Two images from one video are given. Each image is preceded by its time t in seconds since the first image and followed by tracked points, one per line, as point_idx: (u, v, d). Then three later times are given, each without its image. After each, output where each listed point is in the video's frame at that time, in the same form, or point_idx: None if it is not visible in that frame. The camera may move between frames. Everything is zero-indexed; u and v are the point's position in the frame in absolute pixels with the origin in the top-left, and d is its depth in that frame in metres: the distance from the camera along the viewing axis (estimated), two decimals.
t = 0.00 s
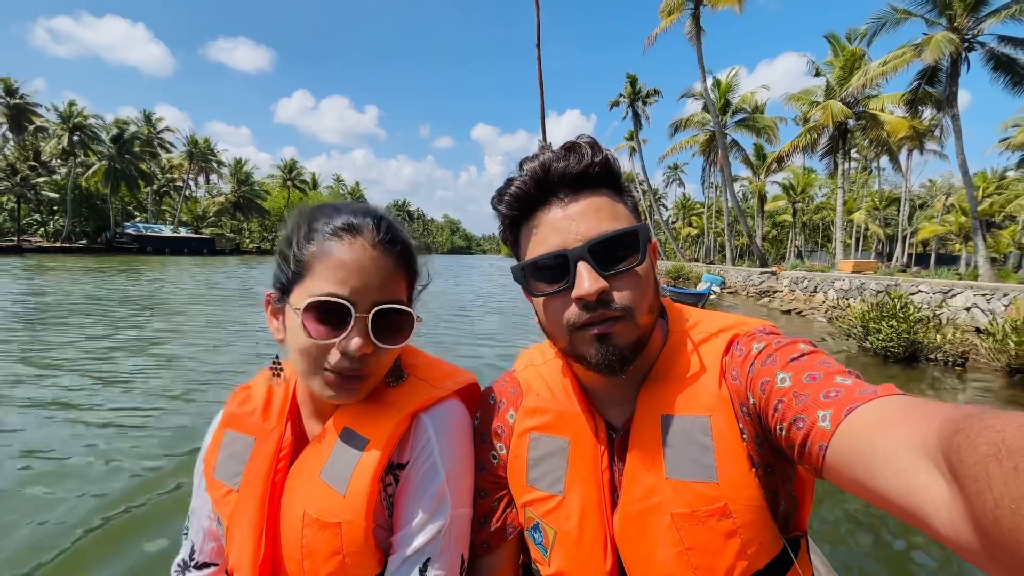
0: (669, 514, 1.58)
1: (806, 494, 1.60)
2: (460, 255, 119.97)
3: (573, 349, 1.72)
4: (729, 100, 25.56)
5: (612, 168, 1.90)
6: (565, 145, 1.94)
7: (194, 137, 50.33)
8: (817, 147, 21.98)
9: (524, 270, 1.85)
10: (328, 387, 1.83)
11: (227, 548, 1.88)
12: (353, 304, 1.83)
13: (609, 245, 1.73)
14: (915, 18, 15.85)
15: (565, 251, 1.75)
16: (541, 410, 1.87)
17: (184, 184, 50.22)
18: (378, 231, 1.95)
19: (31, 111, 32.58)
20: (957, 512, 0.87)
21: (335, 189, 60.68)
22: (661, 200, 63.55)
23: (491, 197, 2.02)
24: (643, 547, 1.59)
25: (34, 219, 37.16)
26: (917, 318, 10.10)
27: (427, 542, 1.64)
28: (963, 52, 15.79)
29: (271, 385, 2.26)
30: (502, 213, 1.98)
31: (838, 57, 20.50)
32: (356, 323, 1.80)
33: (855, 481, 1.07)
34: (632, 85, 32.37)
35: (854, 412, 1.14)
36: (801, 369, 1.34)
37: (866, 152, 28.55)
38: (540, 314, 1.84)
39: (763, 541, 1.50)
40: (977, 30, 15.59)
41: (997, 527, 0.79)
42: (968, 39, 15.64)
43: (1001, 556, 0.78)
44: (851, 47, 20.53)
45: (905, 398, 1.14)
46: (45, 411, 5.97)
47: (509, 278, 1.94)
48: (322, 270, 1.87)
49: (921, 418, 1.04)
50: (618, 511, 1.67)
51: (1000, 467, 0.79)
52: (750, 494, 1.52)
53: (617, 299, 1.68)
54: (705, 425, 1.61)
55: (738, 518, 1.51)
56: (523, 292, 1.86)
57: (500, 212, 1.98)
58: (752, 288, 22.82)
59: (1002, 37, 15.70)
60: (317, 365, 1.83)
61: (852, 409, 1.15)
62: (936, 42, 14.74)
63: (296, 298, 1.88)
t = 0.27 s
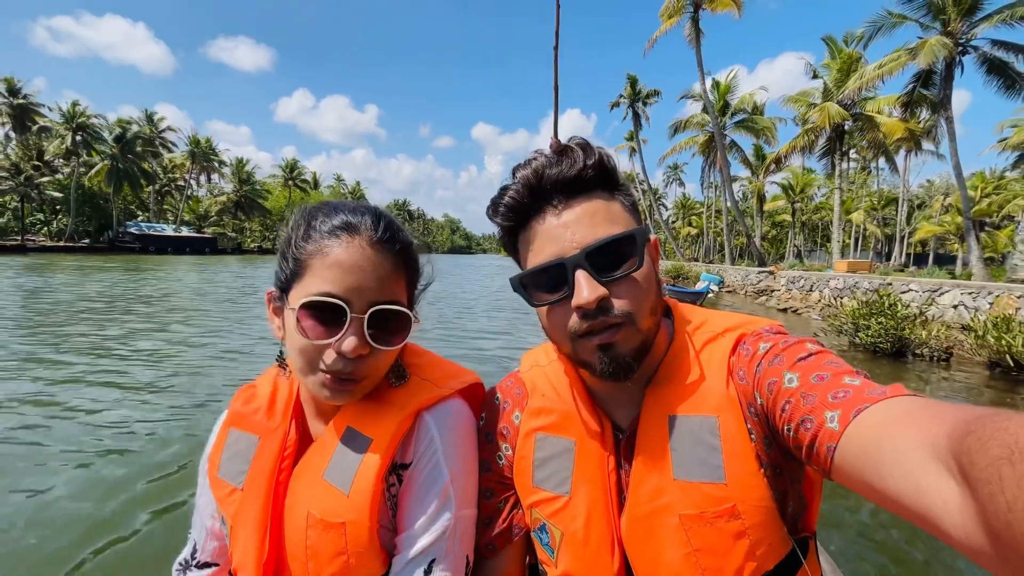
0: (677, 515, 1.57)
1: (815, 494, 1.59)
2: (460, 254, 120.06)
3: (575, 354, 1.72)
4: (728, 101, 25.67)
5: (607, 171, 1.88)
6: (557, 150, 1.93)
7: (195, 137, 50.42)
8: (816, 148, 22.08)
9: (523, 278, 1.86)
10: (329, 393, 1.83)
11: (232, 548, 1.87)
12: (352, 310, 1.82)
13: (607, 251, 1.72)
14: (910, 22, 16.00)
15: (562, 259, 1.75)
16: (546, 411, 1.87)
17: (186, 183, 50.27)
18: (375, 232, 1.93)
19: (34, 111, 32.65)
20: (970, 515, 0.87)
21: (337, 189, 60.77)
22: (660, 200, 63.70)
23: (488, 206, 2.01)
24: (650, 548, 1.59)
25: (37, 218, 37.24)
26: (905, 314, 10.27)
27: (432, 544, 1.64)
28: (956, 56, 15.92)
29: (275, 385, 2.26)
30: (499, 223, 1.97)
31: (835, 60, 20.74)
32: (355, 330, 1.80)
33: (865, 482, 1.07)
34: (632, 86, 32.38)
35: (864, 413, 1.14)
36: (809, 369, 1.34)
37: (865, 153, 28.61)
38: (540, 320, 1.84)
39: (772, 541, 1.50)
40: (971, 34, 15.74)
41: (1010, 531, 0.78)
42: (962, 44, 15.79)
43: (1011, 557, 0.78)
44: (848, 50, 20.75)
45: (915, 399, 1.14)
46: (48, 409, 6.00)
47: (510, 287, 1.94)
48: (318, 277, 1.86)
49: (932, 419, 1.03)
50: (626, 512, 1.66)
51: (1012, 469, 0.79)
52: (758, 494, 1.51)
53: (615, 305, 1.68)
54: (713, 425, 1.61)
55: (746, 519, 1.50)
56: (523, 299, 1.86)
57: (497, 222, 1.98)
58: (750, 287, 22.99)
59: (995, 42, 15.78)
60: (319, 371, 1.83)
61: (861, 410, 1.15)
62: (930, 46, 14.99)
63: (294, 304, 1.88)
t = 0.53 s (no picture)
0: (669, 514, 1.58)
1: (806, 493, 1.60)
2: (461, 253, 120.28)
3: (564, 355, 1.73)
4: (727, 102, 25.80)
5: (603, 171, 1.87)
6: (553, 149, 1.93)
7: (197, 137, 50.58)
8: (814, 148, 22.19)
9: (514, 277, 1.86)
10: (325, 392, 1.84)
11: (230, 547, 1.88)
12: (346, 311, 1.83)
13: (599, 252, 1.72)
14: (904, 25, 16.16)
15: (553, 259, 1.75)
16: (540, 411, 1.87)
17: (188, 184, 50.46)
18: (373, 233, 1.94)
19: (37, 112, 32.80)
20: (951, 514, 0.88)
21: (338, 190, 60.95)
22: (661, 199, 63.81)
23: (483, 204, 2.01)
24: (642, 547, 1.60)
25: (40, 218, 37.42)
26: (891, 310, 10.68)
27: (428, 543, 1.64)
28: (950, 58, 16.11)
29: (273, 385, 2.27)
30: (493, 221, 1.98)
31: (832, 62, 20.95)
32: (348, 331, 1.80)
33: (852, 482, 1.08)
34: (632, 86, 32.38)
35: (850, 414, 1.14)
36: (799, 369, 1.34)
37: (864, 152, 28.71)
38: (532, 320, 1.85)
39: (763, 540, 1.51)
40: (965, 37, 15.96)
41: (991, 531, 0.79)
42: (955, 46, 15.99)
43: (993, 558, 0.78)
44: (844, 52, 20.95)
45: (903, 400, 1.14)
46: (50, 408, 6.05)
47: (501, 285, 1.95)
48: (313, 277, 1.87)
49: (917, 420, 1.04)
50: (619, 512, 1.67)
51: (995, 469, 0.80)
52: (749, 494, 1.52)
53: (604, 307, 1.68)
54: (704, 425, 1.61)
55: (736, 518, 1.51)
56: (514, 299, 1.87)
57: (491, 220, 1.99)
58: (748, 285, 23.12)
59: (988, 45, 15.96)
60: (314, 370, 1.84)
61: (848, 410, 1.15)
62: (923, 48, 15.17)
63: (290, 304, 1.89)
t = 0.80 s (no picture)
0: (669, 512, 1.58)
1: (806, 491, 1.60)
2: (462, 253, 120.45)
3: (566, 348, 1.73)
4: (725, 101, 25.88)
5: (614, 168, 1.88)
6: (568, 144, 1.93)
7: (199, 138, 50.73)
8: (811, 147, 22.28)
9: (521, 267, 1.86)
10: (327, 386, 1.83)
11: (233, 543, 1.89)
12: (348, 305, 1.83)
13: (607, 246, 1.73)
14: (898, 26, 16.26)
15: (561, 252, 1.75)
16: (541, 410, 1.87)
17: (189, 185, 50.57)
18: (379, 227, 1.94)
19: (41, 115, 32.96)
20: (952, 509, 0.88)
21: (339, 190, 61.07)
22: (661, 198, 63.87)
23: (493, 193, 2.01)
24: (643, 545, 1.60)
25: (44, 220, 37.57)
26: (881, 305, 11.25)
27: (430, 541, 1.65)
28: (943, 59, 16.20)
29: (277, 382, 2.27)
30: (503, 209, 1.98)
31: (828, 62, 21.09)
32: (351, 323, 1.80)
33: (852, 478, 1.08)
34: (632, 85, 32.42)
35: (851, 411, 1.14)
36: (799, 367, 1.34)
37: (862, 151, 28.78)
38: (535, 312, 1.85)
39: (763, 538, 1.51)
40: (957, 38, 16.04)
41: (993, 527, 0.79)
42: (948, 47, 16.11)
43: (994, 553, 0.78)
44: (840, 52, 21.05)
45: (903, 398, 1.14)
46: (55, 408, 6.10)
47: (507, 276, 1.95)
48: (322, 270, 1.87)
49: (918, 417, 1.04)
50: (620, 509, 1.67)
51: (995, 464, 0.80)
52: (750, 492, 1.52)
53: (610, 301, 1.68)
54: (704, 423, 1.61)
55: (737, 516, 1.51)
56: (520, 289, 1.87)
57: (501, 209, 1.98)
58: (746, 283, 23.22)
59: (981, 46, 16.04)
60: (317, 364, 1.84)
61: (848, 407, 1.15)
62: (916, 50, 15.28)
63: (297, 297, 1.89)
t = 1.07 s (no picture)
0: (669, 514, 1.58)
1: (806, 493, 1.60)
2: (463, 252, 120.61)
3: (563, 340, 1.72)
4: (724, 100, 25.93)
5: (630, 168, 1.88)
6: (587, 139, 1.93)
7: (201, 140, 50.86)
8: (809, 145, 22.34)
9: (527, 257, 1.86)
10: (322, 378, 1.82)
11: (233, 541, 1.89)
12: (342, 298, 1.83)
13: (615, 241, 1.73)
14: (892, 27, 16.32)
15: (568, 243, 1.75)
16: (541, 411, 1.87)
17: (191, 186, 50.71)
18: (374, 224, 1.96)
19: (44, 117, 33.07)
20: (952, 512, 0.87)
21: (339, 190, 61.21)
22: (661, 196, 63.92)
23: (507, 179, 2.01)
24: (642, 546, 1.60)
25: (48, 222, 37.73)
26: (871, 301, 11.86)
27: (428, 543, 1.65)
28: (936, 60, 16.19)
29: (281, 380, 2.29)
30: (516, 196, 1.98)
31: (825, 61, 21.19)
32: (343, 315, 1.80)
33: (852, 480, 1.07)
34: (632, 85, 32.42)
35: (850, 413, 1.14)
36: (799, 369, 1.33)
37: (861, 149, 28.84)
38: (536, 302, 1.85)
39: (762, 540, 1.51)
40: (951, 38, 16.08)
41: (994, 532, 0.78)
42: (942, 47, 16.11)
43: (994, 556, 0.78)
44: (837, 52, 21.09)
45: (905, 400, 1.13)
46: (57, 407, 6.13)
47: (512, 266, 1.95)
48: (324, 263, 1.87)
49: (919, 419, 1.03)
50: (618, 511, 1.67)
51: (996, 468, 0.79)
52: (749, 493, 1.52)
53: (613, 295, 1.68)
54: (704, 424, 1.61)
55: (737, 517, 1.51)
56: (523, 279, 1.87)
57: (514, 195, 1.98)
58: (745, 280, 23.30)
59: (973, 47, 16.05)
60: (312, 359, 1.83)
61: (847, 410, 1.15)
62: (910, 51, 15.36)
63: (295, 288, 1.90)
